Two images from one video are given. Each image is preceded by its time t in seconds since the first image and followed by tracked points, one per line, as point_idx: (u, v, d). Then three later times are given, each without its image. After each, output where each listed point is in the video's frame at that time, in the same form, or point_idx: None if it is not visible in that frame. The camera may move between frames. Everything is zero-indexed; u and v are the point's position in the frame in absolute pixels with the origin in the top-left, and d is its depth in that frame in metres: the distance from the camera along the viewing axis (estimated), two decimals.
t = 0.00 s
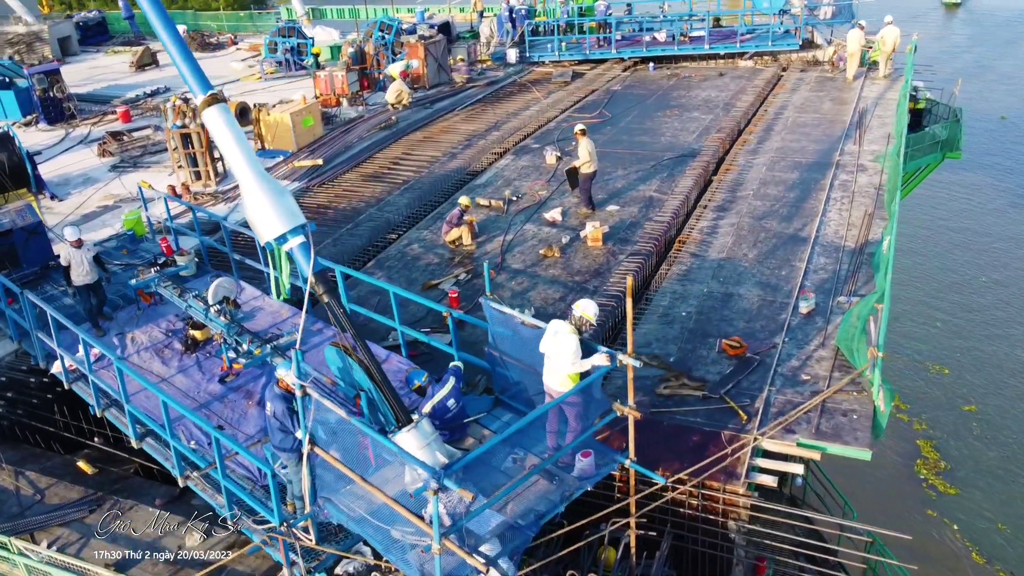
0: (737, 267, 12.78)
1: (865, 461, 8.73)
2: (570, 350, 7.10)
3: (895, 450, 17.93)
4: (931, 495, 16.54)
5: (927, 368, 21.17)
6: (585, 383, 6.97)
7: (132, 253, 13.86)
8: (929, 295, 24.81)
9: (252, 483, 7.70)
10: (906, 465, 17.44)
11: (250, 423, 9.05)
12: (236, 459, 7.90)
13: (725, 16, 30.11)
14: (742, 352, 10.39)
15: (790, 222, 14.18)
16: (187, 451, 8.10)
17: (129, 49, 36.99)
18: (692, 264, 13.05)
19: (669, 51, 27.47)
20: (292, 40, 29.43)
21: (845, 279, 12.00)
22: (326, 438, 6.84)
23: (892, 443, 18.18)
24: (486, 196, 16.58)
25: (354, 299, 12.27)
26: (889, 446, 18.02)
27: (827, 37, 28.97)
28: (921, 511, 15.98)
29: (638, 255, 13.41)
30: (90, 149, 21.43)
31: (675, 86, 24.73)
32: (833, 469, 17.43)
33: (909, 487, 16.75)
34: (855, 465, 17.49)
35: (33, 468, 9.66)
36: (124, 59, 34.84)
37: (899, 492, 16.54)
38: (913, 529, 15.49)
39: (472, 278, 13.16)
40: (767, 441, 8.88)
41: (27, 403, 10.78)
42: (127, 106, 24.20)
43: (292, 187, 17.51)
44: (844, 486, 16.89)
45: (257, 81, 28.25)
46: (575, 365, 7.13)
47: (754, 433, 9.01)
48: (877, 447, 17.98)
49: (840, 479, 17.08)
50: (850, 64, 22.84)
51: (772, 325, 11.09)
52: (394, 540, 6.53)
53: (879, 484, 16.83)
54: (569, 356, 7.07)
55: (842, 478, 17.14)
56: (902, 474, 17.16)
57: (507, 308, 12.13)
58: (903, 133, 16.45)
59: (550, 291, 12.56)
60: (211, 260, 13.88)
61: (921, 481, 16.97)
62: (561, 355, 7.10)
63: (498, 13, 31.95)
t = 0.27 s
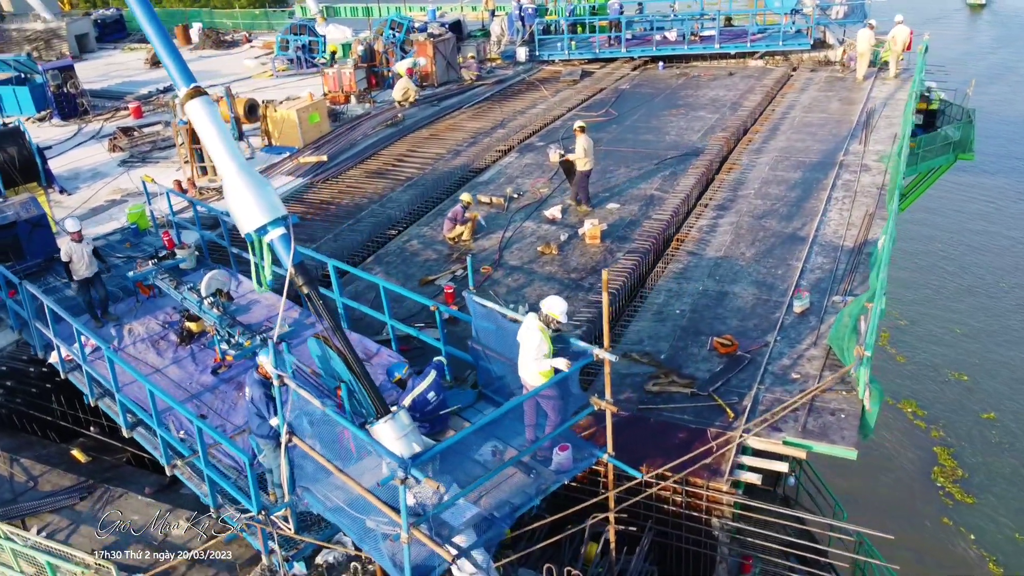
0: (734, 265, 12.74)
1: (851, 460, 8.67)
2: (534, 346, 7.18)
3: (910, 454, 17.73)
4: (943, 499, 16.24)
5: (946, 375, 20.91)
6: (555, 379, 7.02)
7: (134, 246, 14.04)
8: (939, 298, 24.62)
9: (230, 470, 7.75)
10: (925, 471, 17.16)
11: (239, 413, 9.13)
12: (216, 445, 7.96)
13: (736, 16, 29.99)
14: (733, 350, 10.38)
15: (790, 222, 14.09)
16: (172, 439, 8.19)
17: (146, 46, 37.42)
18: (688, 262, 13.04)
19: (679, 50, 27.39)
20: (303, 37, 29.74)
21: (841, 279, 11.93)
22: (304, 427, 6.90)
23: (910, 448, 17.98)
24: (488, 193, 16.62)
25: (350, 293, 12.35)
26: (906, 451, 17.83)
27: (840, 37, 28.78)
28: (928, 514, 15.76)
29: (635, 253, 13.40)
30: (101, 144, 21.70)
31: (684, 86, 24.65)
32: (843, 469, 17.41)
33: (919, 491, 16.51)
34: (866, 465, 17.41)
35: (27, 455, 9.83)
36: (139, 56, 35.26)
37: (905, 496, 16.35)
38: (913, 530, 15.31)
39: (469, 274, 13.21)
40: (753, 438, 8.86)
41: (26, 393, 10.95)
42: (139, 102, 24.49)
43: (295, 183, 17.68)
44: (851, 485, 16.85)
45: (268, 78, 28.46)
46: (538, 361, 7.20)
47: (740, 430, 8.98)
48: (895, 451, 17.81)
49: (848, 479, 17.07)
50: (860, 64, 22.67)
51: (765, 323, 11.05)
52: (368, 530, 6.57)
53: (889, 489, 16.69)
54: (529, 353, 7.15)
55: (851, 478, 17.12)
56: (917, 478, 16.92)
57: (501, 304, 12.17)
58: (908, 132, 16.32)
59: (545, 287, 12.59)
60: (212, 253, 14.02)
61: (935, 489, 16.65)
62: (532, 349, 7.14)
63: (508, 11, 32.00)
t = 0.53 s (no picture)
0: (736, 265, 12.69)
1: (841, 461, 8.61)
2: (507, 345, 7.32)
3: (926, 462, 17.60)
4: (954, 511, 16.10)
5: (972, 384, 20.47)
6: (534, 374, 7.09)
7: (144, 239, 14.27)
8: (956, 303, 24.30)
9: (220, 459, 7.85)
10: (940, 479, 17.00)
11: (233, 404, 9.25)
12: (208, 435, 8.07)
13: (755, 16, 29.79)
14: (729, 349, 10.35)
15: (795, 222, 13.99)
16: (164, 427, 8.31)
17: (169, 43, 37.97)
18: (691, 261, 13.01)
19: (695, 50, 27.26)
20: (322, 35, 30.01)
21: (843, 280, 11.84)
22: (287, 416, 6.99)
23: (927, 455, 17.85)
24: (495, 190, 16.67)
25: (352, 287, 12.47)
26: (922, 459, 17.71)
27: (860, 37, 28.48)
28: (933, 526, 15.70)
29: (638, 252, 13.38)
30: (120, 138, 22.07)
31: (699, 85, 24.54)
32: (849, 476, 17.51)
33: (931, 501, 16.42)
34: (874, 474, 17.45)
35: (29, 441, 10.03)
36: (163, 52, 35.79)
37: (912, 506, 16.34)
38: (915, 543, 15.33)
39: (471, 271, 13.28)
40: (743, 437, 8.83)
41: (32, 380, 11.16)
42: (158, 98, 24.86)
43: (306, 179, 17.87)
44: (858, 493, 16.95)
45: (287, 75, 28.75)
46: (513, 360, 7.33)
47: (731, 429, 8.96)
48: (909, 459, 17.73)
49: (855, 486, 17.16)
50: (878, 64, 22.43)
51: (763, 323, 11.00)
52: (347, 519, 6.62)
53: (896, 497, 16.71)
54: (502, 350, 7.31)
55: (859, 484, 17.20)
56: (930, 487, 16.81)
57: (501, 301, 12.22)
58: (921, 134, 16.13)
59: (546, 284, 12.62)
60: (219, 247, 14.21)
61: (949, 498, 16.54)
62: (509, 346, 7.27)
63: (526, 10, 32.03)
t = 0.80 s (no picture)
0: (743, 265, 12.60)
1: (836, 463, 8.52)
2: (489, 342, 7.44)
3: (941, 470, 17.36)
4: (965, 521, 15.86)
5: (1003, 395, 20.05)
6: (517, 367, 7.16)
7: (159, 230, 14.53)
8: (980, 309, 23.88)
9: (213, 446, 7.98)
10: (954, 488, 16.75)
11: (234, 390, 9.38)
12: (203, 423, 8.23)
13: (780, 16, 29.52)
14: (729, 349, 10.29)
15: (807, 223, 13.84)
16: (161, 412, 8.48)
17: (199, 39, 38.57)
18: (698, 260, 12.94)
19: (718, 50, 27.06)
20: (346, 32, 30.23)
21: (850, 282, 11.71)
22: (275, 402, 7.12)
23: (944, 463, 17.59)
24: (508, 187, 16.72)
25: (359, 281, 12.59)
26: (938, 467, 17.46)
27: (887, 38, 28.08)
28: (940, 534, 15.53)
29: (645, 250, 13.34)
30: (144, 132, 22.49)
31: (720, 85, 24.36)
32: (858, 476, 17.38)
33: (940, 509, 16.21)
34: (884, 477, 17.31)
35: (37, 424, 10.26)
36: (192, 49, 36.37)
37: (920, 512, 16.16)
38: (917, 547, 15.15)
39: (478, 266, 13.34)
40: (736, 436, 8.79)
41: (45, 365, 11.44)
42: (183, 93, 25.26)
43: (322, 174, 18.07)
44: (866, 494, 16.82)
45: (310, 71, 29.04)
46: (496, 357, 7.44)
47: (725, 428, 8.91)
48: (924, 466, 17.52)
49: (862, 487, 17.06)
50: (902, 65, 22.11)
51: (766, 323, 10.92)
52: (331, 506, 6.68)
53: (916, 504, 16.44)
54: (484, 348, 7.45)
55: (867, 487, 17.08)
56: (942, 495, 16.60)
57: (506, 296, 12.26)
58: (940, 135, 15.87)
59: (551, 281, 12.64)
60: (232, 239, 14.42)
61: (976, 509, 16.21)
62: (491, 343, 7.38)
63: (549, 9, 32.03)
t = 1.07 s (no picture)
0: (751, 265, 12.53)
1: (831, 464, 8.44)
2: (474, 335, 7.54)
3: (956, 481, 17.01)
4: (970, 536, 15.52)
5: None
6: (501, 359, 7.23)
7: (177, 221, 14.81)
8: (1007, 316, 23.41)
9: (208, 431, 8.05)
10: (966, 503, 16.38)
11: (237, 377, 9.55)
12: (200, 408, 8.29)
13: (808, 16, 29.20)
14: (731, 348, 10.24)
15: (820, 223, 13.70)
16: (160, 397, 8.65)
17: (231, 36, 39.14)
18: (707, 259, 12.88)
19: (744, 50, 26.83)
20: (372, 30, 30.47)
21: (859, 284, 11.57)
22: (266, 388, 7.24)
23: (962, 476, 17.17)
24: (522, 184, 16.76)
25: (367, 274, 12.72)
26: (955, 479, 17.07)
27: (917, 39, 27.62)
28: (948, 544, 15.35)
29: (654, 249, 13.30)
30: (171, 126, 22.91)
31: (743, 85, 24.17)
32: (867, 481, 17.28)
33: (946, 522, 15.93)
34: (894, 485, 17.12)
35: (48, 407, 10.52)
36: (223, 45, 36.93)
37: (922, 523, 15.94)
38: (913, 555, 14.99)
39: (487, 262, 13.41)
40: (731, 435, 8.73)
41: (60, 351, 11.75)
42: (211, 88, 25.69)
43: (339, 168, 18.29)
44: (873, 499, 16.71)
45: (336, 68, 29.33)
46: (481, 349, 7.52)
47: (721, 426, 8.87)
48: (940, 477, 17.20)
49: (871, 493, 16.92)
50: (929, 67, 21.76)
51: (769, 323, 10.84)
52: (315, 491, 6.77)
53: (936, 513, 16.24)
54: (469, 341, 7.56)
55: (877, 492, 16.94)
56: (959, 505, 16.35)
57: (512, 292, 12.32)
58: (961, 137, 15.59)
59: (558, 278, 12.66)
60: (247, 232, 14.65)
61: (998, 521, 15.88)
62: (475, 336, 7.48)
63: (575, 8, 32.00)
